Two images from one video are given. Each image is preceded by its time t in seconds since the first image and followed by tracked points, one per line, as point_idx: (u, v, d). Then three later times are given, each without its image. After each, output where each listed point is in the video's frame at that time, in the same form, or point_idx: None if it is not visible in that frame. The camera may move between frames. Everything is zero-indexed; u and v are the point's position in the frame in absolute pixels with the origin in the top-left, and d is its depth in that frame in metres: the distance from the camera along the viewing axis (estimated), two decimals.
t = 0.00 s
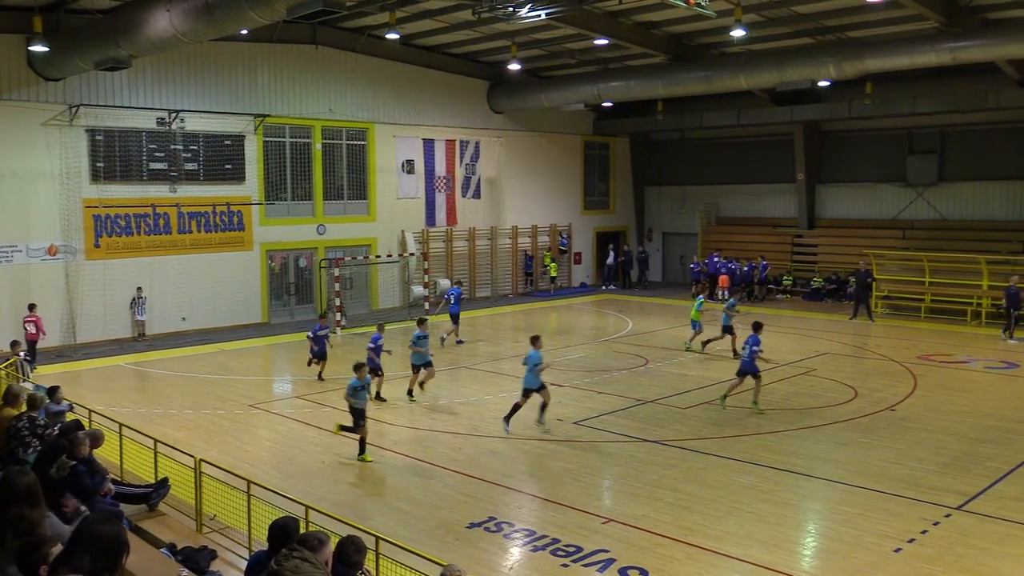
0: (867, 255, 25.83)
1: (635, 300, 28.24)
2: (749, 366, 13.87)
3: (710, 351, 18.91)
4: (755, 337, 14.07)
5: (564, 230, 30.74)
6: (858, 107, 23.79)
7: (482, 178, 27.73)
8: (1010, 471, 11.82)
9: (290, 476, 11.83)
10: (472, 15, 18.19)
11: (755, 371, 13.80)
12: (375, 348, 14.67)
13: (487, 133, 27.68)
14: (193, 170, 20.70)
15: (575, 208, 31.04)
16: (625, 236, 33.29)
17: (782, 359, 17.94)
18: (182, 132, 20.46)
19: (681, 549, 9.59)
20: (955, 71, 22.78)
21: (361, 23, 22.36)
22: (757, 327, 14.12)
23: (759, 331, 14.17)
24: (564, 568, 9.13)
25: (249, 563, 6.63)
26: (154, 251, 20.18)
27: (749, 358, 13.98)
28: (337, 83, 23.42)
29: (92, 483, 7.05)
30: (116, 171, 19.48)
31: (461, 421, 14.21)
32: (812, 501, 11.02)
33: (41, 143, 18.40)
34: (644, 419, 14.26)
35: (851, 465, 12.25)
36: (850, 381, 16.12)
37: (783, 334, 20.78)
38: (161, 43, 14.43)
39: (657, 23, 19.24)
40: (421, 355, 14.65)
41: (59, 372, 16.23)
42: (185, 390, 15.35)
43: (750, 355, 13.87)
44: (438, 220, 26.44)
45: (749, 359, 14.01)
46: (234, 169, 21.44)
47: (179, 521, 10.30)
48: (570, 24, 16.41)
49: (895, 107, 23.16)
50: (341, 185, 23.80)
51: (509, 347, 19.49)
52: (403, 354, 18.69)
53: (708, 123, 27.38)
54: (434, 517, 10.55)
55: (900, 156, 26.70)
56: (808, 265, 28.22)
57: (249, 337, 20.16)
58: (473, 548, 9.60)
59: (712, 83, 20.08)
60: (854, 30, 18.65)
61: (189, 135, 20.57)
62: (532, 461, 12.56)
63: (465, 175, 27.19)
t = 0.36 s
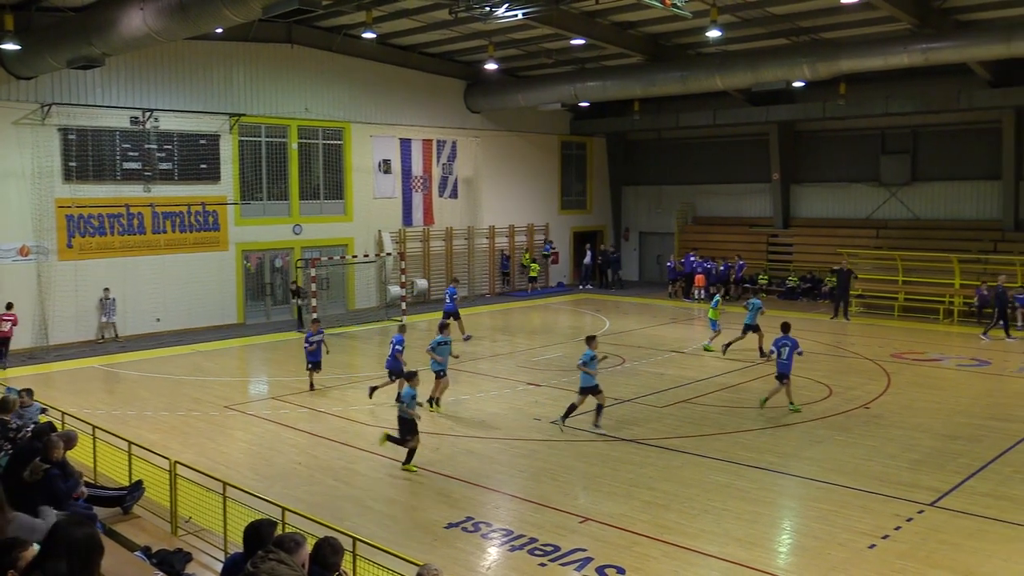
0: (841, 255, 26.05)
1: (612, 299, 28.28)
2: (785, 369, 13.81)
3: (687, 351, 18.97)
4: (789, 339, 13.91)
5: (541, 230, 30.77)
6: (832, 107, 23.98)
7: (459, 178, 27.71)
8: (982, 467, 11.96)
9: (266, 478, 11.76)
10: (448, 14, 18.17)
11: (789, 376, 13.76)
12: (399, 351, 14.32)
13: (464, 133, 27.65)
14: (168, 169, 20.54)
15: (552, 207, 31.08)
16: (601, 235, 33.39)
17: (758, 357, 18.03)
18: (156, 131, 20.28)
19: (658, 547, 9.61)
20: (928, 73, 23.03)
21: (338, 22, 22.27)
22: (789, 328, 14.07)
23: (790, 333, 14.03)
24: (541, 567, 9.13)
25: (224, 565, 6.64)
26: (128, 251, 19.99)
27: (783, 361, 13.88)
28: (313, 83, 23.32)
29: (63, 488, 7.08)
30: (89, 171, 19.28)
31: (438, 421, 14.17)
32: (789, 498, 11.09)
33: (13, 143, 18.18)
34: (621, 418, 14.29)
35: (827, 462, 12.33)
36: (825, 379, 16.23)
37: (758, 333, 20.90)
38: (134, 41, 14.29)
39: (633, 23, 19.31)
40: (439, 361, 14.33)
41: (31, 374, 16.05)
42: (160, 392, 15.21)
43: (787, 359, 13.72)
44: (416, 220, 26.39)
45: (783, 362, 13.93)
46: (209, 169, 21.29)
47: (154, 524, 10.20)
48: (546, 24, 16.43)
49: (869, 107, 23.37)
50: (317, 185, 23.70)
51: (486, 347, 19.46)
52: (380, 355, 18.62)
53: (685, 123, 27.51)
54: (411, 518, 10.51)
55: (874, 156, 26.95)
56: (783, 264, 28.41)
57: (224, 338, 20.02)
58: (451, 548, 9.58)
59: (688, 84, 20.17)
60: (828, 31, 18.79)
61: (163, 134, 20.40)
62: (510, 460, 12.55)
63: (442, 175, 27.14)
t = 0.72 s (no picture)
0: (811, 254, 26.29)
1: (584, 299, 28.34)
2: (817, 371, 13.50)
3: (659, 350, 19.06)
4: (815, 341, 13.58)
5: (513, 230, 30.80)
6: (802, 108, 24.20)
7: (432, 178, 27.70)
8: (949, 463, 12.13)
9: (238, 480, 11.67)
10: (420, 14, 18.15)
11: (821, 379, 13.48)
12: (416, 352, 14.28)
13: (437, 133, 27.63)
14: (137, 169, 20.33)
15: (524, 207, 31.11)
16: (574, 235, 33.51)
17: (730, 356, 18.16)
18: (125, 131, 20.06)
19: (631, 546, 9.65)
20: (896, 75, 23.31)
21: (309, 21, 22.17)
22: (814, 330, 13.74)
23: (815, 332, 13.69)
24: (515, 567, 9.13)
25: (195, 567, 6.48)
26: (97, 252, 19.77)
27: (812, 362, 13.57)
28: (285, 82, 23.21)
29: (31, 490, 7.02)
30: (56, 171, 19.04)
31: (411, 421, 14.14)
32: (761, 496, 11.17)
33: None
34: (594, 418, 14.33)
35: (797, 459, 12.45)
36: (795, 377, 16.37)
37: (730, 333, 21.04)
38: (102, 40, 14.12)
39: (605, 24, 19.37)
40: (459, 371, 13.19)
41: None
42: (130, 394, 15.04)
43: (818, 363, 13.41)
44: (388, 220, 26.34)
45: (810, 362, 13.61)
46: (179, 169, 21.11)
47: (124, 528, 10.09)
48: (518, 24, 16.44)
49: (839, 108, 23.60)
50: (288, 185, 23.58)
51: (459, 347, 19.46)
52: (353, 356, 18.55)
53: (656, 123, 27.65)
54: (385, 519, 10.47)
55: (843, 157, 27.23)
56: (754, 263, 28.62)
57: (195, 339, 19.87)
58: (425, 550, 9.55)
59: (659, 84, 20.26)
60: (797, 32, 18.94)
61: (132, 134, 20.19)
62: (483, 461, 12.54)
63: (414, 175, 27.12)
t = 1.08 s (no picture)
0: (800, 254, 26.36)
1: (574, 299, 28.34)
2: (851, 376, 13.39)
3: (650, 350, 19.07)
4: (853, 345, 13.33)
5: (503, 230, 30.79)
6: (792, 108, 24.28)
7: (422, 178, 27.70)
8: (938, 462, 12.17)
9: (228, 481, 11.64)
10: (410, 14, 18.13)
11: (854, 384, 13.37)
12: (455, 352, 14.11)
13: (427, 133, 27.61)
14: (126, 170, 20.25)
15: (515, 207, 31.10)
16: (564, 235, 33.53)
17: (720, 356, 18.20)
18: (113, 131, 19.98)
19: (622, 546, 9.66)
20: (886, 76, 23.40)
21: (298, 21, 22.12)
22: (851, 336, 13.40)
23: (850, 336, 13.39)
24: (506, 567, 9.13)
25: (188, 567, 6.51)
26: (85, 253, 19.68)
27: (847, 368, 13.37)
28: (274, 82, 23.16)
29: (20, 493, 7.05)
30: (44, 171, 18.94)
31: (402, 422, 14.11)
32: (751, 496, 11.19)
33: None
34: (584, 418, 14.35)
35: (788, 459, 12.48)
36: (785, 377, 16.41)
37: (720, 333, 21.08)
38: (90, 40, 14.06)
39: (595, 24, 19.39)
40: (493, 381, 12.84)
41: None
42: (120, 395, 14.98)
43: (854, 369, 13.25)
44: (378, 220, 26.32)
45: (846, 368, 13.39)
46: (168, 169, 21.03)
47: (113, 529, 10.06)
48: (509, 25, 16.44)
49: (829, 108, 23.66)
50: (278, 186, 23.53)
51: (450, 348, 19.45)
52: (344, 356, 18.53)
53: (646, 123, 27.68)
54: (376, 520, 10.46)
55: (832, 157, 27.32)
56: (744, 263, 28.67)
57: (184, 340, 19.79)
58: (417, 551, 9.53)
59: (649, 84, 20.28)
60: (786, 33, 18.98)
61: (121, 134, 20.11)
62: (474, 461, 12.52)
63: (404, 175, 27.11)
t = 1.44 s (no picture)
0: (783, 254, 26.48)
1: (558, 299, 28.36)
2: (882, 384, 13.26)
3: (634, 350, 19.11)
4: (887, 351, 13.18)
5: (488, 230, 30.78)
6: (775, 108, 24.39)
7: (407, 178, 27.68)
8: (920, 460, 12.25)
9: (212, 483, 11.57)
10: (395, 14, 18.12)
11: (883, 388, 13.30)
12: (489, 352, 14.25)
13: (412, 133, 27.58)
14: (108, 169, 20.12)
15: (499, 207, 31.10)
16: (549, 235, 33.56)
17: (704, 356, 18.25)
18: (96, 130, 19.86)
19: (606, 545, 9.66)
20: (869, 76, 23.55)
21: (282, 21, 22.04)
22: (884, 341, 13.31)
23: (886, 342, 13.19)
24: (491, 567, 9.12)
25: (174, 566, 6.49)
26: (67, 253, 19.54)
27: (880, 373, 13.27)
28: (258, 81, 23.08)
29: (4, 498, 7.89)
30: (26, 171, 18.78)
31: (386, 422, 14.08)
32: (736, 494, 11.23)
33: None
34: (569, 417, 14.36)
35: (772, 457, 12.52)
36: (769, 376, 16.47)
37: (704, 332, 21.15)
38: (72, 38, 13.96)
39: (579, 24, 19.41)
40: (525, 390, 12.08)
41: None
42: (103, 397, 14.88)
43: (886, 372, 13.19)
44: (363, 220, 26.28)
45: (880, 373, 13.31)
46: (151, 169, 20.92)
47: (95, 532, 10.00)
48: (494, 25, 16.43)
49: (813, 109, 23.78)
50: (262, 186, 23.45)
51: (434, 348, 19.44)
52: (328, 357, 18.48)
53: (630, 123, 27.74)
54: (360, 520, 10.43)
55: (815, 157, 27.46)
56: (728, 263, 28.76)
57: (166, 341, 19.68)
58: (402, 551, 9.51)
59: (634, 85, 20.32)
60: (769, 34, 19.07)
61: (103, 133, 19.98)
62: (459, 462, 12.51)
63: (389, 175, 27.10)
